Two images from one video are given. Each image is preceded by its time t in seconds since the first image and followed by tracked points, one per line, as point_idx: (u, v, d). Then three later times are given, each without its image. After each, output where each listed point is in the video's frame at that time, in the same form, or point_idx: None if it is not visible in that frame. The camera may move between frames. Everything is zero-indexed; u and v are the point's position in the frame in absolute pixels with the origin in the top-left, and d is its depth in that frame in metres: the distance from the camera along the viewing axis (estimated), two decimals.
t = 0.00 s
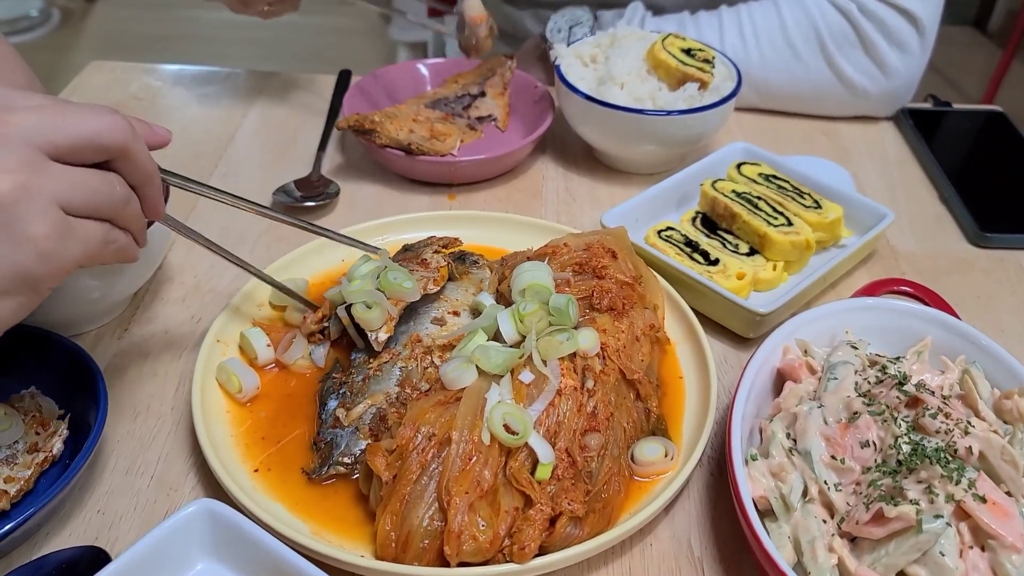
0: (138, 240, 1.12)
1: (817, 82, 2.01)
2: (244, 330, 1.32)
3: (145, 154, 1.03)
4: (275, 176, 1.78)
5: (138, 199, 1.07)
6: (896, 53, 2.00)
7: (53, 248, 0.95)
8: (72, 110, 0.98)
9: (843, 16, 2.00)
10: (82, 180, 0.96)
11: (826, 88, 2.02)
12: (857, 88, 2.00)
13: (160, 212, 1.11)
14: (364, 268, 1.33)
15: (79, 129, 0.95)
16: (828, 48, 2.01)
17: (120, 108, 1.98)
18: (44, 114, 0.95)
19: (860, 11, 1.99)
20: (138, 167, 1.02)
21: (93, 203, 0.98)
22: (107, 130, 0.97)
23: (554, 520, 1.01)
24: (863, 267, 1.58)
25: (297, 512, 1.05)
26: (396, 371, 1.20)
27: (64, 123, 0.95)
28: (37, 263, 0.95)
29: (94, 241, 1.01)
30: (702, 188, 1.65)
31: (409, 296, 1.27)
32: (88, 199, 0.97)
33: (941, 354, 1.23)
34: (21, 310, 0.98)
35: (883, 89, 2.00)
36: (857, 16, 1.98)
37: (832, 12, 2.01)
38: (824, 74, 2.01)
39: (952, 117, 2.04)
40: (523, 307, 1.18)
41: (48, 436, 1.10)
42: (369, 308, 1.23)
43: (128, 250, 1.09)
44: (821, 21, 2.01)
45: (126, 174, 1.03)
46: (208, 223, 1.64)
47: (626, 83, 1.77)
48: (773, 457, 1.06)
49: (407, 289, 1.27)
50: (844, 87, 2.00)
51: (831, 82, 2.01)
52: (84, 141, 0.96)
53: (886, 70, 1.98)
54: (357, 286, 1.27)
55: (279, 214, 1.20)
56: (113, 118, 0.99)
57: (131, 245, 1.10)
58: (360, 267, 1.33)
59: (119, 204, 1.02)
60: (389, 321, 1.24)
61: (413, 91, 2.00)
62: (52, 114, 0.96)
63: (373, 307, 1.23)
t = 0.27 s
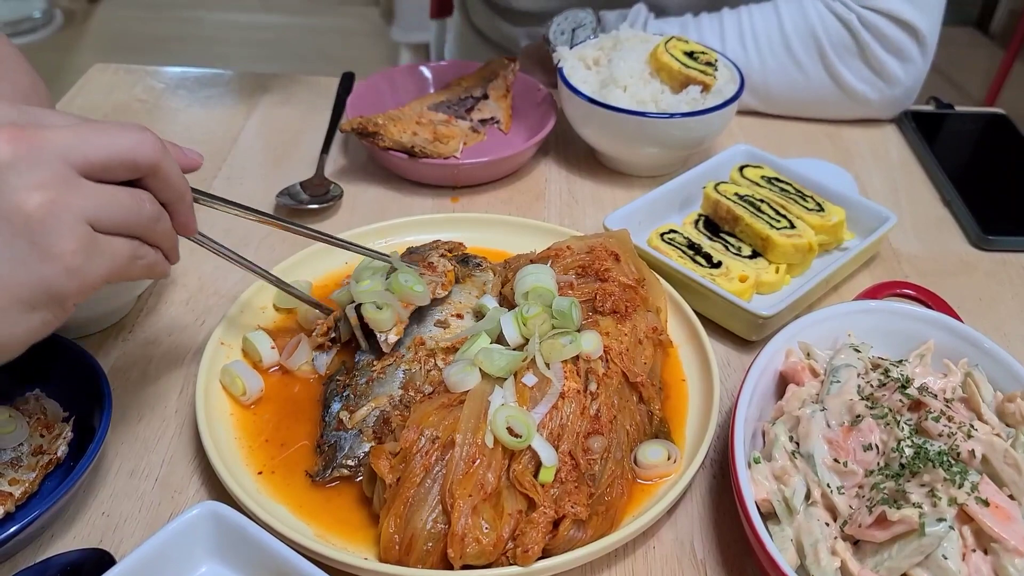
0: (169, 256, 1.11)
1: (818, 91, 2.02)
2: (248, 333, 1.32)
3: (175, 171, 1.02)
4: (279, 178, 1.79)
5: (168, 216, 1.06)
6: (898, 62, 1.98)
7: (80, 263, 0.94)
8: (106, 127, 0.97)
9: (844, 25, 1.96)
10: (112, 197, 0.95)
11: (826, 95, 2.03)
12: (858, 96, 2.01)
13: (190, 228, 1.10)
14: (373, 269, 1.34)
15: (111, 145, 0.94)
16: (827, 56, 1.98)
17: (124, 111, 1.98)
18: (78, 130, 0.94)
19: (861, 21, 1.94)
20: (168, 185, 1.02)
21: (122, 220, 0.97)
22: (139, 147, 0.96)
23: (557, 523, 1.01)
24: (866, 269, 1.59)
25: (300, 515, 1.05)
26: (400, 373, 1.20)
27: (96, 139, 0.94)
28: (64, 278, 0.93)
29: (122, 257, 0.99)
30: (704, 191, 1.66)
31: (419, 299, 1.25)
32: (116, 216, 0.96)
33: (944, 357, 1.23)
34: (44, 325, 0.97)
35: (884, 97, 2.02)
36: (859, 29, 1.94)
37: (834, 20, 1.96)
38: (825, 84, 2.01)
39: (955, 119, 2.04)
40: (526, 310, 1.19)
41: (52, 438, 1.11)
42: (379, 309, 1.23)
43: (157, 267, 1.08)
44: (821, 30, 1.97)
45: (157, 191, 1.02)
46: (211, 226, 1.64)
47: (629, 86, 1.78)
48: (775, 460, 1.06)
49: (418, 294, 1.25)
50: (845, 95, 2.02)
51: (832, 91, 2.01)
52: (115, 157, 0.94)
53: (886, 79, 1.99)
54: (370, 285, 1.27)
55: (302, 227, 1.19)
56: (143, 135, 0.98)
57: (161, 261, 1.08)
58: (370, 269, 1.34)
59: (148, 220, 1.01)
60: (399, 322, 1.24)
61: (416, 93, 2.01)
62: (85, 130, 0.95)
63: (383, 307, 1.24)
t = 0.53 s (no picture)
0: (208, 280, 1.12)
1: (816, 104, 2.03)
2: (251, 336, 1.33)
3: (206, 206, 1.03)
4: (281, 182, 1.80)
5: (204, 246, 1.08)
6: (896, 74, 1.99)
7: (123, 313, 0.96)
8: (132, 175, 0.97)
9: (840, 39, 1.97)
10: (146, 244, 0.96)
11: (823, 106, 2.04)
12: (857, 107, 2.02)
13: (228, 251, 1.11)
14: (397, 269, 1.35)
15: (141, 194, 0.94)
16: (825, 71, 1.99)
17: (128, 115, 1.99)
18: (109, 182, 0.94)
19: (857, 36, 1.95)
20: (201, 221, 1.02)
21: (160, 260, 0.98)
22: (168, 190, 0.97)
23: (558, 526, 1.02)
24: (866, 273, 1.59)
25: (303, 518, 1.06)
26: (402, 377, 1.21)
27: (126, 190, 0.94)
28: (109, 329, 0.95)
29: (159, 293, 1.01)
30: (705, 195, 1.67)
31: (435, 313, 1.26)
32: (151, 260, 0.97)
33: (943, 360, 1.23)
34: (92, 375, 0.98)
35: (883, 106, 2.03)
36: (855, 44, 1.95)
37: (831, 35, 1.97)
38: (822, 96, 2.02)
39: (955, 123, 2.04)
40: (527, 314, 1.19)
41: (56, 442, 1.11)
42: (396, 310, 1.24)
43: (194, 294, 1.09)
44: (817, 44, 1.98)
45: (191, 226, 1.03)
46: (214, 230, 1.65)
47: (629, 90, 1.78)
48: (775, 464, 1.06)
49: (435, 306, 1.26)
50: (843, 107, 2.03)
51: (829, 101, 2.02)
52: (146, 204, 0.95)
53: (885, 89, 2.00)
54: (396, 284, 1.28)
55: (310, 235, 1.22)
56: (172, 177, 0.98)
57: (196, 287, 1.09)
58: (393, 268, 1.35)
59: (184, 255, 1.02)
60: (414, 326, 1.25)
61: (418, 95, 2.02)
62: (116, 181, 0.95)
63: (401, 310, 1.24)
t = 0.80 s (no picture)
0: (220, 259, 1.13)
1: (817, 108, 2.03)
2: (254, 336, 1.33)
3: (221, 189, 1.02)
4: (284, 183, 1.80)
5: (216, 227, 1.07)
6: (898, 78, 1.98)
7: (131, 300, 0.95)
8: (145, 160, 0.95)
9: (842, 45, 1.96)
10: (157, 231, 0.96)
11: (825, 110, 2.04)
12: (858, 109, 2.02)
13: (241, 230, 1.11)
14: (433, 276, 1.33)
15: (156, 182, 0.93)
16: (827, 78, 1.99)
17: (131, 115, 1.99)
18: (120, 168, 0.92)
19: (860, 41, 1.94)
20: (215, 204, 1.02)
21: (171, 245, 0.98)
22: (181, 177, 0.96)
23: (562, 527, 1.02)
24: (869, 274, 1.59)
25: (307, 519, 1.06)
26: (405, 377, 1.21)
27: (139, 177, 0.92)
28: (116, 316, 0.95)
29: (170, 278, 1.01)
30: (708, 196, 1.66)
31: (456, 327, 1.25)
32: (163, 246, 0.97)
33: (947, 361, 1.23)
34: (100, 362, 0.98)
35: (884, 108, 2.03)
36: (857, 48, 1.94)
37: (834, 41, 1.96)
38: (823, 100, 2.02)
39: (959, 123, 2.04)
40: (530, 314, 1.19)
41: (60, 442, 1.10)
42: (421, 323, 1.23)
43: (205, 275, 1.09)
44: (819, 48, 1.97)
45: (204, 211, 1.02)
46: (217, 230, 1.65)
47: (632, 91, 1.78)
48: (779, 465, 1.06)
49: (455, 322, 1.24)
50: (844, 108, 2.03)
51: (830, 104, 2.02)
52: (158, 192, 0.94)
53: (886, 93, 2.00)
54: (430, 295, 1.26)
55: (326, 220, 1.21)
56: (184, 163, 0.97)
57: (208, 268, 1.10)
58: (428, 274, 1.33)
59: (195, 239, 1.02)
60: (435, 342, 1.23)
61: (421, 97, 2.02)
62: (126, 168, 0.93)
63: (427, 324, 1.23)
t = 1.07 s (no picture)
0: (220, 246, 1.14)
1: (819, 105, 2.02)
2: (254, 335, 1.33)
3: (219, 180, 1.03)
4: (284, 181, 1.79)
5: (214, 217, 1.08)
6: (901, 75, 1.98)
7: (120, 290, 0.97)
8: (143, 152, 0.95)
9: (843, 41, 1.96)
10: (148, 223, 0.97)
11: (828, 108, 2.03)
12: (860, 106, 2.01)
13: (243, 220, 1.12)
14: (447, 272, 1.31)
15: (149, 177, 0.94)
16: (831, 75, 1.98)
17: (131, 114, 1.99)
18: (112, 159, 0.92)
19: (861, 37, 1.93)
20: (210, 197, 1.02)
21: (160, 236, 0.99)
22: (176, 171, 0.96)
23: (562, 526, 1.01)
24: (871, 273, 1.58)
25: (306, 518, 1.06)
26: (405, 376, 1.20)
27: (132, 169, 0.93)
28: (105, 305, 0.97)
29: (161, 268, 1.02)
30: (709, 194, 1.66)
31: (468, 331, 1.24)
32: (152, 237, 0.98)
33: (949, 360, 1.22)
34: (88, 349, 1.01)
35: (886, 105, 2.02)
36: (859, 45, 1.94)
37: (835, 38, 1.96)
38: (825, 99, 2.01)
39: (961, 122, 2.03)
40: (531, 312, 1.19)
41: (57, 442, 1.09)
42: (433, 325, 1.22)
43: (201, 263, 1.11)
44: (821, 45, 1.96)
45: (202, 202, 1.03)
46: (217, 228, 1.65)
47: (633, 89, 1.78)
48: (780, 464, 1.06)
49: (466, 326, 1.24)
50: (846, 105, 2.02)
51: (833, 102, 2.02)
52: (151, 185, 0.94)
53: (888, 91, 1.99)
54: (447, 298, 1.25)
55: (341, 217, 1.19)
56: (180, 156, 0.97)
57: (205, 257, 1.11)
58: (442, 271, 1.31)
59: (187, 230, 1.03)
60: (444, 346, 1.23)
61: (421, 95, 2.02)
62: (120, 158, 0.93)
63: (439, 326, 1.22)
